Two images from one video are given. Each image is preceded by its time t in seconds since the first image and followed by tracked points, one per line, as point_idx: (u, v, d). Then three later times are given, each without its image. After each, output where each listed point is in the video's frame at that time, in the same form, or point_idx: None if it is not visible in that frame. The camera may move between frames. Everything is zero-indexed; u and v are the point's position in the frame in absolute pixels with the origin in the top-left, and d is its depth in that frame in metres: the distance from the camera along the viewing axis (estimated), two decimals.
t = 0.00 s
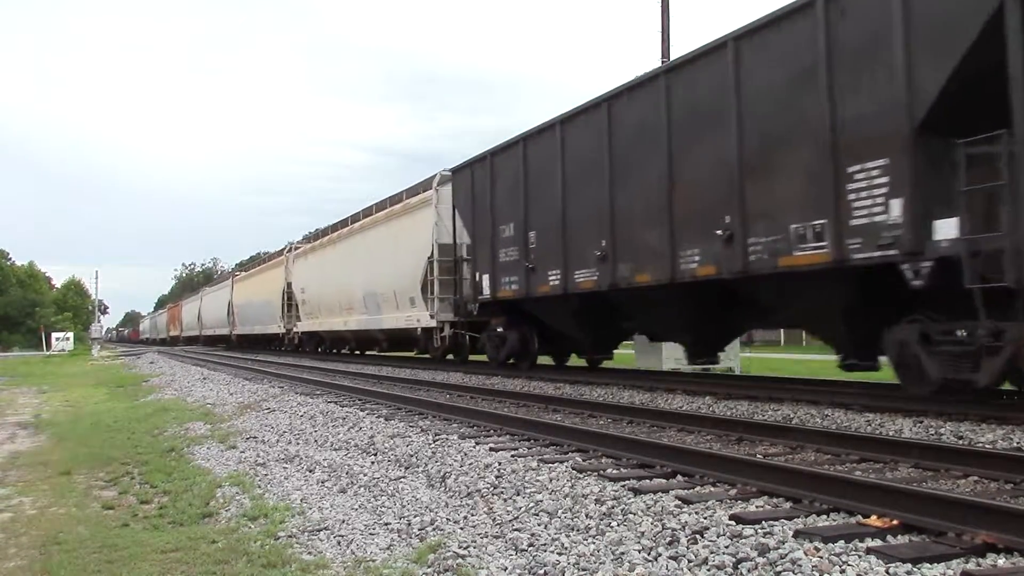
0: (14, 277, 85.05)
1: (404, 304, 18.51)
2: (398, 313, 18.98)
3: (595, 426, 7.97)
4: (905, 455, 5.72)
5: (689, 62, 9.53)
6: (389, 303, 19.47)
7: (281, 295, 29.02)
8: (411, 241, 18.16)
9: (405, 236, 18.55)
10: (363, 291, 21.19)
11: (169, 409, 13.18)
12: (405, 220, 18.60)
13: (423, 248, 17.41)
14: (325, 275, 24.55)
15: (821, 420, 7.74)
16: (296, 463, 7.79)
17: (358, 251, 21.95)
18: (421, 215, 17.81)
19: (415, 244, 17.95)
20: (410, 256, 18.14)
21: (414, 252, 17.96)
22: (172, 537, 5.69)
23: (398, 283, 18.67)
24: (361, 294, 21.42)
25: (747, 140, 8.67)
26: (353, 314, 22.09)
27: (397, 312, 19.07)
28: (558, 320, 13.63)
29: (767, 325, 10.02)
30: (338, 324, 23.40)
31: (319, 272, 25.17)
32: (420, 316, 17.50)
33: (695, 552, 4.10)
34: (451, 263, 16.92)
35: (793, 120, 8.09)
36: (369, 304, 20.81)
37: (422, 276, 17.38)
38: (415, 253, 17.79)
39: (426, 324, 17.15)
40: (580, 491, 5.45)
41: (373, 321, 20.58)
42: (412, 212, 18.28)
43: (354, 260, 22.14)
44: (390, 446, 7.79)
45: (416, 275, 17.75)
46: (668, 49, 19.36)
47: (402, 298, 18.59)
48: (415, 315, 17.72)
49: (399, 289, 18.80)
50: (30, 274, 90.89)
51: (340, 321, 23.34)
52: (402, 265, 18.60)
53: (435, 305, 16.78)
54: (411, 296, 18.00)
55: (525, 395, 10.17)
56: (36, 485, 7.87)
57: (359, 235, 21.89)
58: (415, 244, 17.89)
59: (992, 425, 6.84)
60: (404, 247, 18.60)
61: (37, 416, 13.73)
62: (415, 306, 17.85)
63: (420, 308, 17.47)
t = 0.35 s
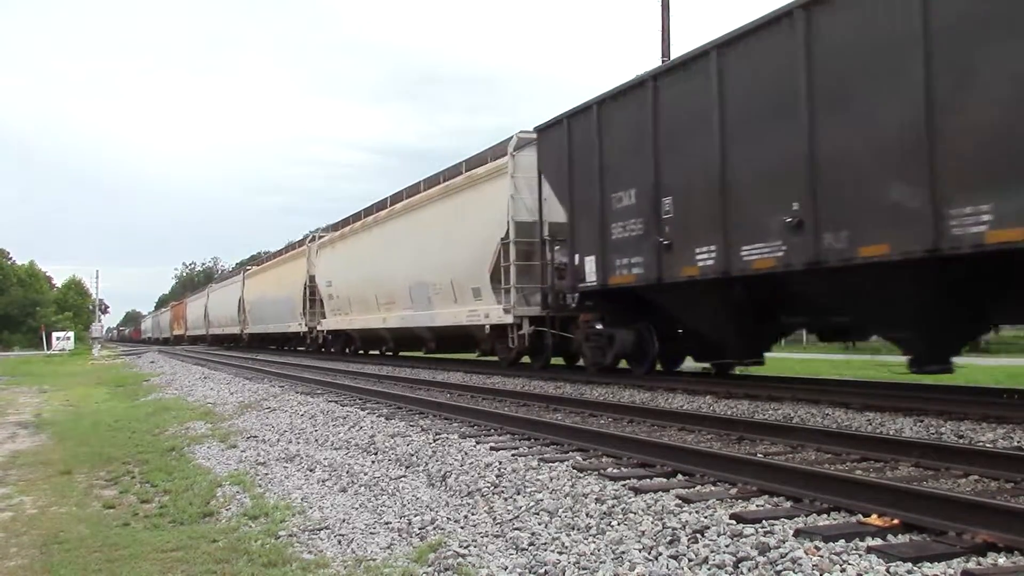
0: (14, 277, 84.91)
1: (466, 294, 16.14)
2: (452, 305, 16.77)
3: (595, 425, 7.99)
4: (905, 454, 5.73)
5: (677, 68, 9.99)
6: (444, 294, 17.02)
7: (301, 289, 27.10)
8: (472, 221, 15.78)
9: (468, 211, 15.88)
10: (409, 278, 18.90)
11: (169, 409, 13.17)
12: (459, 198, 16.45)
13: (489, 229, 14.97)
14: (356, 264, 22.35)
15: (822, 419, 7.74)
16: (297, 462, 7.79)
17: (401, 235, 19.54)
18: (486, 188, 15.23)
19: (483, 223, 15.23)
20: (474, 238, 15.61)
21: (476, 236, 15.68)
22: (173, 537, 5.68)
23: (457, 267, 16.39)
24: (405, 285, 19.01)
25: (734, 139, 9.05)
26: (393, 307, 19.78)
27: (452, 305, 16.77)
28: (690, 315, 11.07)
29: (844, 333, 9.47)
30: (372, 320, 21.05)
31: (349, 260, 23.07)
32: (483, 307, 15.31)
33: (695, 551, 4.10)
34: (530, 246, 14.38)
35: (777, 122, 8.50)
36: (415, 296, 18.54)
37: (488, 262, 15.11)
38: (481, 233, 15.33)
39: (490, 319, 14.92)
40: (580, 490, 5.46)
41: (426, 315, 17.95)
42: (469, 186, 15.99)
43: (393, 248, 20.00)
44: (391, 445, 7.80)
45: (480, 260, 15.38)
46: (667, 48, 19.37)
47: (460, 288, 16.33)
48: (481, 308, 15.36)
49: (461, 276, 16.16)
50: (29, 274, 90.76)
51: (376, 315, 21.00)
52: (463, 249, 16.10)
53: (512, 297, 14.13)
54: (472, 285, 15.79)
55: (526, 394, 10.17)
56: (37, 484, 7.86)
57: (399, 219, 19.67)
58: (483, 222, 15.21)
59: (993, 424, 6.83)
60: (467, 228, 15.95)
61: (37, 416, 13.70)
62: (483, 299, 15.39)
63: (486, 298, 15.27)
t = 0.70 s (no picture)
0: (14, 276, 84.79)
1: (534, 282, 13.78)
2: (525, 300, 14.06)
3: (595, 424, 7.99)
4: (905, 454, 5.73)
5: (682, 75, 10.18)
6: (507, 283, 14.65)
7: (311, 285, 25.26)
8: (580, 186, 12.32)
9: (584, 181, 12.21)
10: (465, 271, 16.13)
11: (169, 408, 13.15)
12: (535, 165, 13.75)
13: (614, 195, 11.44)
14: (400, 248, 19.30)
15: (822, 419, 7.74)
16: (296, 461, 7.79)
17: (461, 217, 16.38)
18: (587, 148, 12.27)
19: (573, 195, 12.52)
20: (575, 212, 12.43)
21: (568, 213, 12.64)
22: (173, 535, 5.68)
23: (571, 251, 12.60)
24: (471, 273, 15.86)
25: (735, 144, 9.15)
26: (433, 297, 17.58)
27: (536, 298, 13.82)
28: (922, 306, 7.92)
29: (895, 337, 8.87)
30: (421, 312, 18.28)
31: (394, 244, 19.66)
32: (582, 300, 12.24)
33: (695, 551, 4.10)
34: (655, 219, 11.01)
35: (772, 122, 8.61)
36: (478, 286, 15.69)
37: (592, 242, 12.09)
38: (584, 205, 12.20)
39: (592, 313, 11.95)
40: (580, 490, 5.46)
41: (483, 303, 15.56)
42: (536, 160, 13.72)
43: (444, 232, 16.98)
44: (391, 444, 7.80)
45: (581, 238, 12.35)
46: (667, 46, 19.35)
47: (546, 274, 13.37)
48: (571, 299, 12.59)
49: (559, 260, 12.94)
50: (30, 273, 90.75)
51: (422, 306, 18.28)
52: (575, 223, 12.53)
53: (630, 285, 10.90)
54: (563, 274, 12.83)
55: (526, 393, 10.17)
56: (36, 483, 7.85)
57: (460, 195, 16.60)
58: (586, 190, 12.15)
59: (993, 424, 6.83)
60: (564, 202, 12.73)
61: (36, 415, 13.70)
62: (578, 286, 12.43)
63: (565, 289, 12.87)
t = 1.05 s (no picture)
0: (14, 276, 84.76)
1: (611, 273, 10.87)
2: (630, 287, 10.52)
3: (595, 424, 7.99)
4: (905, 453, 5.73)
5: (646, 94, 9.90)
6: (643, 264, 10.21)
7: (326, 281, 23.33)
8: (711, 149, 8.82)
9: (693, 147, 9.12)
10: (544, 260, 12.47)
11: (170, 408, 13.16)
12: (606, 135, 10.76)
13: (806, 150, 7.59)
14: (440, 240, 16.20)
15: (822, 419, 7.74)
16: (296, 462, 7.79)
17: (512, 199, 13.38)
18: (737, 91, 8.45)
19: (714, 154, 8.77)
20: (730, 172, 8.58)
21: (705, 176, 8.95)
22: (174, 536, 5.69)
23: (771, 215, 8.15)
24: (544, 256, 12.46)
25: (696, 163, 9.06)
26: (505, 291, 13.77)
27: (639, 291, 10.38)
28: None
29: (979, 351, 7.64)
30: (463, 312, 15.24)
31: (427, 239, 16.72)
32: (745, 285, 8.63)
33: (696, 551, 4.10)
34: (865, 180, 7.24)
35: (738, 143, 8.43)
36: (573, 272, 11.76)
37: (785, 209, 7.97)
38: (771, 164, 8.02)
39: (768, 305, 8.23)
40: (580, 490, 5.46)
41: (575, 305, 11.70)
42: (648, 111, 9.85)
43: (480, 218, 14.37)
44: (390, 445, 7.79)
45: (764, 191, 8.15)
46: (668, 46, 19.37)
47: (691, 259, 9.37)
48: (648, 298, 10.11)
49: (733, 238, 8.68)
50: (30, 274, 90.70)
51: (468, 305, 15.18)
52: (761, 180, 8.17)
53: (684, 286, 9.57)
54: (721, 250, 8.89)
55: (526, 393, 10.16)
56: (37, 484, 7.85)
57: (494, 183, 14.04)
58: (733, 146, 8.51)
59: (993, 423, 6.84)
60: (655, 177, 9.78)
61: (37, 415, 13.71)
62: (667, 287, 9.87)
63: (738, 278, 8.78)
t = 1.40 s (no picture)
0: (15, 277, 84.80)
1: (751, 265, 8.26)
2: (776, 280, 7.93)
3: (597, 425, 7.99)
4: (906, 454, 5.73)
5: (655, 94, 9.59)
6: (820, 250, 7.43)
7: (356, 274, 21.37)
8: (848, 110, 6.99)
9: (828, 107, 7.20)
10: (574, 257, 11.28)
11: (170, 409, 13.17)
12: (686, 107, 9.03)
13: (978, 126, 5.91)
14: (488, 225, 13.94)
15: (822, 420, 7.74)
16: (297, 463, 7.78)
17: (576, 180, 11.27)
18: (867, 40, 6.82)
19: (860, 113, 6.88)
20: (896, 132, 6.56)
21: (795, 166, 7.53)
22: (175, 537, 5.69)
23: (962, 185, 6.09)
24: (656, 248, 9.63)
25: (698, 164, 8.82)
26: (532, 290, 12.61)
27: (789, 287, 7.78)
28: None
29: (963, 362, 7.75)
30: (517, 305, 13.10)
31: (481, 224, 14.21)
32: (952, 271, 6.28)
33: (697, 551, 4.10)
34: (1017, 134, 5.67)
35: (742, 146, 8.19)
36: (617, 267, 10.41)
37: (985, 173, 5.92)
38: (929, 123, 6.28)
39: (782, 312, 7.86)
40: (580, 491, 5.45)
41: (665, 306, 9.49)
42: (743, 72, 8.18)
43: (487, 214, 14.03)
44: (391, 446, 7.79)
45: (963, 173, 6.07)
46: (668, 48, 19.36)
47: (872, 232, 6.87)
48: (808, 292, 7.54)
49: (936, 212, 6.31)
50: (31, 275, 90.77)
51: (549, 297, 12.26)
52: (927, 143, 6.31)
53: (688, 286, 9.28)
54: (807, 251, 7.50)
55: (527, 394, 10.15)
56: (38, 485, 7.86)
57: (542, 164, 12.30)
58: (885, 103, 6.65)
59: (994, 424, 6.84)
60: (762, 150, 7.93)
61: (38, 416, 13.71)
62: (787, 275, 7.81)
63: (913, 264, 6.60)
